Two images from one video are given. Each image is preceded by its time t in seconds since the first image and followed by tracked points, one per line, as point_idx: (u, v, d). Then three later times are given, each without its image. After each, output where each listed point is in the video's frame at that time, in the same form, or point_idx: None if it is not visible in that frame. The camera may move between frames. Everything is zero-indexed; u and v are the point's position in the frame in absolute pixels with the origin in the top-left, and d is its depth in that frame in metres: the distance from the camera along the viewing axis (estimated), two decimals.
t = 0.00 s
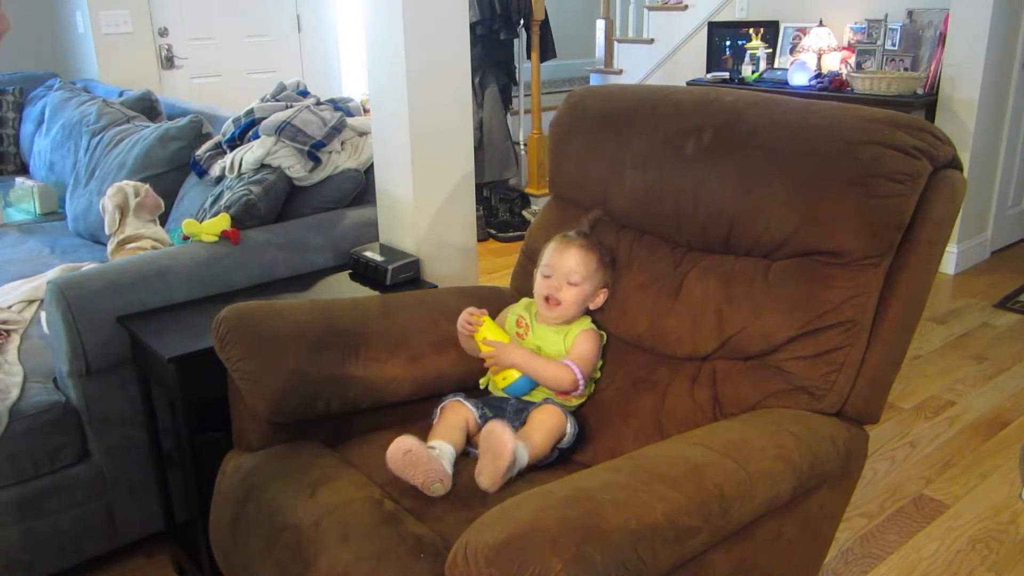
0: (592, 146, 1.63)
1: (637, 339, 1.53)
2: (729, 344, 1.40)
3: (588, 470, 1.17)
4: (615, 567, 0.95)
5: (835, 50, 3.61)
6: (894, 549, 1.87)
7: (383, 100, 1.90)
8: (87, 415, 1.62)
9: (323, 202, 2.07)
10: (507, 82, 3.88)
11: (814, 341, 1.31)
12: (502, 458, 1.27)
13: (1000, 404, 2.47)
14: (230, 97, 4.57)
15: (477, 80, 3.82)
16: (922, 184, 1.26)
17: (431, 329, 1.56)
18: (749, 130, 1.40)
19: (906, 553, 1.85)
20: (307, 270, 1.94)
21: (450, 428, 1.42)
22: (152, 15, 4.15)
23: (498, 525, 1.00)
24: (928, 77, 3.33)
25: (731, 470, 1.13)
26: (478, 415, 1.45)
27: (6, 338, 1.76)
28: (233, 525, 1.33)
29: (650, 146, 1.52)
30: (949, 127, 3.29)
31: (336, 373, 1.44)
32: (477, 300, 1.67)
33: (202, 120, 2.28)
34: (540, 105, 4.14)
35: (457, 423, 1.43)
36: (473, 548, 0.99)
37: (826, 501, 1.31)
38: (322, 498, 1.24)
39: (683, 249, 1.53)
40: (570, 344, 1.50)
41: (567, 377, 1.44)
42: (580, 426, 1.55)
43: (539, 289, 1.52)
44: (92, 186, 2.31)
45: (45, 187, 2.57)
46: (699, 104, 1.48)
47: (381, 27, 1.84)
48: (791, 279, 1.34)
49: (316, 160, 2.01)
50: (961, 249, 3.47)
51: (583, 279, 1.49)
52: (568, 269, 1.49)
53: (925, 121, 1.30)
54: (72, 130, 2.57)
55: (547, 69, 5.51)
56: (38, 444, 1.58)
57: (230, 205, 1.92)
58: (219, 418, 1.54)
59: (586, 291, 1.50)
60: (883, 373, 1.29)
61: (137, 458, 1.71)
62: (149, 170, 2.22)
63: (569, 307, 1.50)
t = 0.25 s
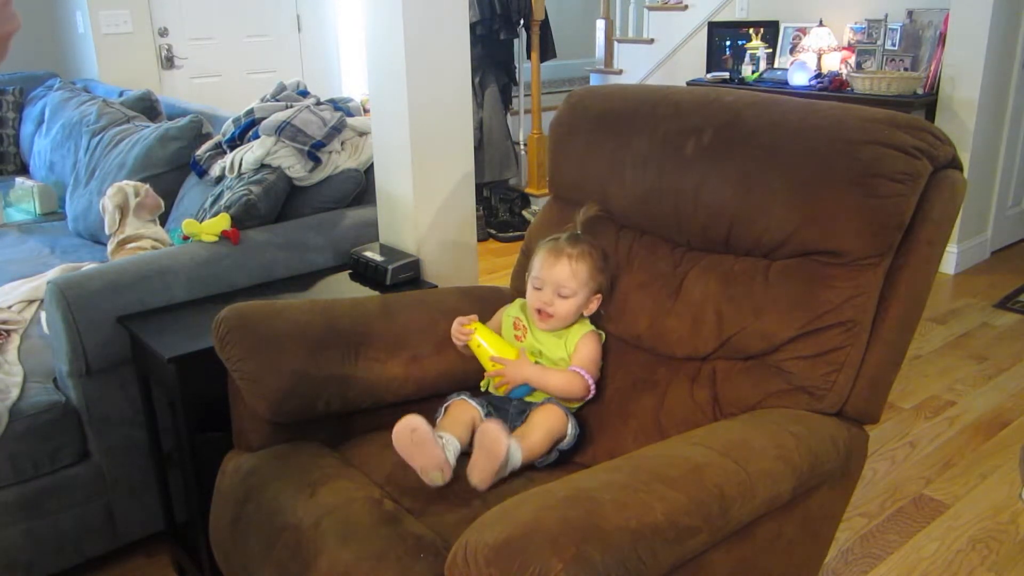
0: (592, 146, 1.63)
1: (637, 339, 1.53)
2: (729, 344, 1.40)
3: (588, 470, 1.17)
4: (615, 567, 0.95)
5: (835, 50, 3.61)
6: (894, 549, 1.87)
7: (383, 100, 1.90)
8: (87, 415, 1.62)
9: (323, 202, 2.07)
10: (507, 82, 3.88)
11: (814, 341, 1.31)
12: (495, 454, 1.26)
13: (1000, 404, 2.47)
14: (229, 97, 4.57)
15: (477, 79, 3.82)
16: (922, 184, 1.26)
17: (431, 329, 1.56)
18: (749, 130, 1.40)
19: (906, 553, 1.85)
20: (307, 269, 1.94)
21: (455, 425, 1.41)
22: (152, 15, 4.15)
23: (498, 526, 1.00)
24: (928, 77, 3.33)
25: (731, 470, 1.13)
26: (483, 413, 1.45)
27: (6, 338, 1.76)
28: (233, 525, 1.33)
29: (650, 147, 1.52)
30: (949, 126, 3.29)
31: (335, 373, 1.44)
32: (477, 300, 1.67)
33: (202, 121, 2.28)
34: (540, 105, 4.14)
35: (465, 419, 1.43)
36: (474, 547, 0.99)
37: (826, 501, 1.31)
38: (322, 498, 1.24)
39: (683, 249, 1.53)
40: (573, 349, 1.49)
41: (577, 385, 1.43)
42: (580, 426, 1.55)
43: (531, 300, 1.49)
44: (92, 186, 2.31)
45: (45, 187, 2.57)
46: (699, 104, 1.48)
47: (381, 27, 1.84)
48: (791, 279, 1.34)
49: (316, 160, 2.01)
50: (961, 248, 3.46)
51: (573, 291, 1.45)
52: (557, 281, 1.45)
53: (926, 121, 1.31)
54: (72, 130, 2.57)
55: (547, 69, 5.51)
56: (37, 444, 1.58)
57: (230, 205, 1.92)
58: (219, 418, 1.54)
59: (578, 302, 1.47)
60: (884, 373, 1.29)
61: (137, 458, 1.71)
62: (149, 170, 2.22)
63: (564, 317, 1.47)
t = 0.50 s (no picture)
0: (592, 146, 1.63)
1: (637, 338, 1.53)
2: (729, 344, 1.40)
3: (588, 470, 1.16)
4: (615, 567, 0.96)
5: (835, 50, 3.61)
6: (894, 549, 1.86)
7: (383, 98, 1.89)
8: (87, 415, 1.63)
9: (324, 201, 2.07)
10: (507, 82, 3.88)
11: (814, 341, 1.31)
12: (495, 467, 1.26)
13: (1000, 404, 2.47)
14: (229, 97, 4.57)
15: (477, 79, 3.82)
16: (922, 184, 1.27)
17: (432, 329, 1.56)
18: (750, 130, 1.40)
19: (905, 553, 1.85)
20: (307, 269, 1.94)
21: (463, 424, 1.42)
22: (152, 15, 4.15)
23: (497, 527, 1.00)
24: (928, 77, 3.33)
25: (731, 469, 1.13)
26: (489, 411, 1.46)
27: (6, 338, 1.75)
28: (233, 526, 1.33)
29: (651, 147, 1.52)
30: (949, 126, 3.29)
31: (335, 373, 1.44)
32: (477, 300, 1.67)
33: (202, 121, 2.28)
34: (539, 105, 4.15)
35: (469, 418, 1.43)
36: (473, 547, 0.99)
37: (826, 502, 1.31)
38: (322, 498, 1.24)
39: (683, 249, 1.53)
40: (576, 356, 1.47)
41: (591, 395, 1.42)
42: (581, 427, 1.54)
43: (525, 310, 1.47)
44: (92, 186, 2.31)
45: (45, 187, 2.57)
46: (699, 103, 1.48)
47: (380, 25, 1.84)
48: (791, 279, 1.34)
49: (316, 160, 2.02)
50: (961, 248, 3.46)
51: (569, 302, 1.43)
52: (552, 292, 1.43)
53: (925, 120, 1.31)
54: (72, 130, 2.57)
55: (547, 69, 5.51)
56: (38, 444, 1.58)
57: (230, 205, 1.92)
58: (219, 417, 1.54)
59: (574, 313, 1.44)
60: (884, 373, 1.29)
61: (137, 458, 1.71)
62: (149, 170, 2.22)
63: (560, 326, 1.45)
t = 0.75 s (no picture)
0: (592, 146, 1.63)
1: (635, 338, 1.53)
2: (728, 344, 1.40)
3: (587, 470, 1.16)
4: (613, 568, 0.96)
5: (835, 50, 3.61)
6: (894, 549, 1.86)
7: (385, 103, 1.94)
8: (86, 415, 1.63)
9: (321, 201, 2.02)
10: (507, 82, 3.88)
11: (814, 340, 1.31)
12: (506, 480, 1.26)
13: (1000, 404, 2.47)
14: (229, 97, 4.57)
15: (477, 79, 3.82)
16: (921, 183, 1.27)
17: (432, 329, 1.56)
18: (750, 131, 1.40)
19: (905, 553, 1.85)
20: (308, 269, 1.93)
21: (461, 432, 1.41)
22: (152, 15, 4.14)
23: (496, 528, 1.00)
24: (928, 77, 3.33)
25: (730, 469, 1.13)
26: (487, 422, 1.45)
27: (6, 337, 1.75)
28: (232, 526, 1.33)
29: (651, 147, 1.52)
30: (949, 126, 3.29)
31: (335, 373, 1.44)
32: (477, 300, 1.67)
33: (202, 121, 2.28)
34: (539, 105, 4.15)
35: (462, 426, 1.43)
36: (471, 549, 0.99)
37: (826, 502, 1.31)
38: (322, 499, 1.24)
39: (682, 248, 1.53)
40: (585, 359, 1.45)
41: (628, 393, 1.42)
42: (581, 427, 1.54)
43: (512, 317, 1.46)
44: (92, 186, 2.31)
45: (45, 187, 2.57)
46: (699, 103, 1.48)
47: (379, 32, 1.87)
48: (790, 278, 1.34)
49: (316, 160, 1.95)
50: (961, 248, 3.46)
51: (555, 304, 1.42)
52: (538, 295, 1.42)
53: (924, 120, 1.31)
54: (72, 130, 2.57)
55: (547, 69, 5.51)
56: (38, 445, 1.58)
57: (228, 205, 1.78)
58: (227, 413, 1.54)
59: (561, 316, 1.43)
60: (884, 373, 1.29)
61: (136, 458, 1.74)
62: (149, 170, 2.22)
63: (549, 329, 1.43)
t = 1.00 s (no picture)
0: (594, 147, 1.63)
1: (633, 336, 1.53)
2: (728, 344, 1.41)
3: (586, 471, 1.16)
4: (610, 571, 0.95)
5: (835, 51, 3.60)
6: (894, 549, 1.87)
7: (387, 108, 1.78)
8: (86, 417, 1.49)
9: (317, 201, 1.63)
10: (507, 81, 3.88)
11: (813, 340, 1.32)
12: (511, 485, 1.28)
13: (999, 404, 2.47)
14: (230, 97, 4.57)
15: (477, 79, 3.82)
16: (920, 182, 1.27)
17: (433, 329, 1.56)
18: (750, 132, 1.40)
19: (905, 553, 1.85)
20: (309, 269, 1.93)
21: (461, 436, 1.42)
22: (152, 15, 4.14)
23: (491, 534, 0.99)
24: (928, 77, 3.34)
25: (729, 469, 1.13)
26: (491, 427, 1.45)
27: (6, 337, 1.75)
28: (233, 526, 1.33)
29: (652, 148, 1.52)
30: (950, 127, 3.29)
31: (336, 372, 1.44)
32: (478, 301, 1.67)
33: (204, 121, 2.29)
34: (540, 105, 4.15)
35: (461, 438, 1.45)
36: (467, 554, 0.99)
37: (826, 502, 1.31)
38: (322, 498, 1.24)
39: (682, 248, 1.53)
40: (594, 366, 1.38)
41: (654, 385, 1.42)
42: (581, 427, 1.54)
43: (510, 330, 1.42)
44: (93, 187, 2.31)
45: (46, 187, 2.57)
46: (699, 104, 1.49)
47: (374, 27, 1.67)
48: (790, 278, 1.35)
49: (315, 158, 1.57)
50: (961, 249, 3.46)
51: (549, 307, 1.35)
52: (529, 298, 1.36)
53: (924, 118, 1.31)
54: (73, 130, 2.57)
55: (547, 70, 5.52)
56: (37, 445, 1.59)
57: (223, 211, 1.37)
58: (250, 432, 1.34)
59: (556, 318, 1.35)
60: (884, 373, 1.30)
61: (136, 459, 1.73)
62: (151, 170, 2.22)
63: (546, 336, 1.37)
